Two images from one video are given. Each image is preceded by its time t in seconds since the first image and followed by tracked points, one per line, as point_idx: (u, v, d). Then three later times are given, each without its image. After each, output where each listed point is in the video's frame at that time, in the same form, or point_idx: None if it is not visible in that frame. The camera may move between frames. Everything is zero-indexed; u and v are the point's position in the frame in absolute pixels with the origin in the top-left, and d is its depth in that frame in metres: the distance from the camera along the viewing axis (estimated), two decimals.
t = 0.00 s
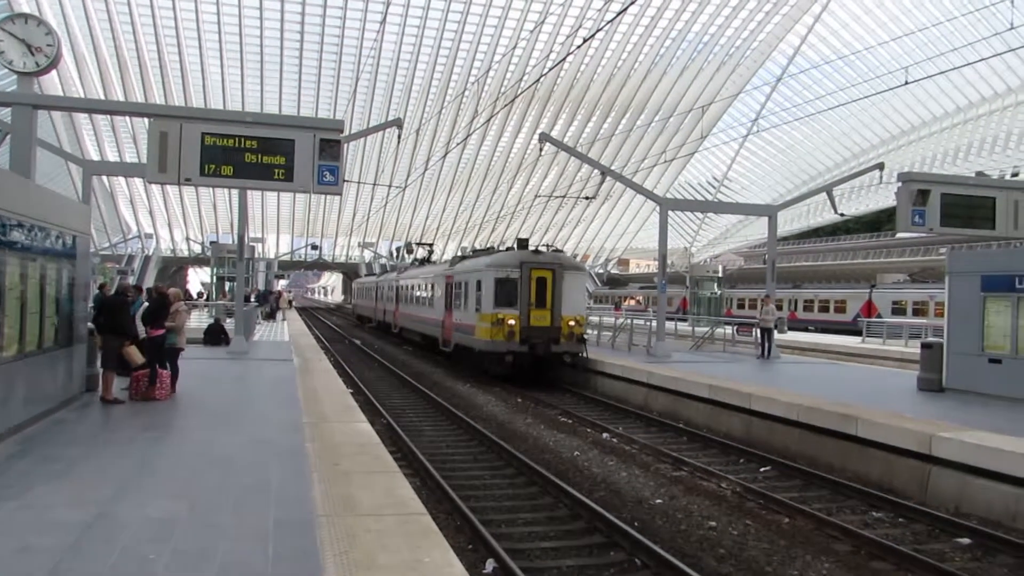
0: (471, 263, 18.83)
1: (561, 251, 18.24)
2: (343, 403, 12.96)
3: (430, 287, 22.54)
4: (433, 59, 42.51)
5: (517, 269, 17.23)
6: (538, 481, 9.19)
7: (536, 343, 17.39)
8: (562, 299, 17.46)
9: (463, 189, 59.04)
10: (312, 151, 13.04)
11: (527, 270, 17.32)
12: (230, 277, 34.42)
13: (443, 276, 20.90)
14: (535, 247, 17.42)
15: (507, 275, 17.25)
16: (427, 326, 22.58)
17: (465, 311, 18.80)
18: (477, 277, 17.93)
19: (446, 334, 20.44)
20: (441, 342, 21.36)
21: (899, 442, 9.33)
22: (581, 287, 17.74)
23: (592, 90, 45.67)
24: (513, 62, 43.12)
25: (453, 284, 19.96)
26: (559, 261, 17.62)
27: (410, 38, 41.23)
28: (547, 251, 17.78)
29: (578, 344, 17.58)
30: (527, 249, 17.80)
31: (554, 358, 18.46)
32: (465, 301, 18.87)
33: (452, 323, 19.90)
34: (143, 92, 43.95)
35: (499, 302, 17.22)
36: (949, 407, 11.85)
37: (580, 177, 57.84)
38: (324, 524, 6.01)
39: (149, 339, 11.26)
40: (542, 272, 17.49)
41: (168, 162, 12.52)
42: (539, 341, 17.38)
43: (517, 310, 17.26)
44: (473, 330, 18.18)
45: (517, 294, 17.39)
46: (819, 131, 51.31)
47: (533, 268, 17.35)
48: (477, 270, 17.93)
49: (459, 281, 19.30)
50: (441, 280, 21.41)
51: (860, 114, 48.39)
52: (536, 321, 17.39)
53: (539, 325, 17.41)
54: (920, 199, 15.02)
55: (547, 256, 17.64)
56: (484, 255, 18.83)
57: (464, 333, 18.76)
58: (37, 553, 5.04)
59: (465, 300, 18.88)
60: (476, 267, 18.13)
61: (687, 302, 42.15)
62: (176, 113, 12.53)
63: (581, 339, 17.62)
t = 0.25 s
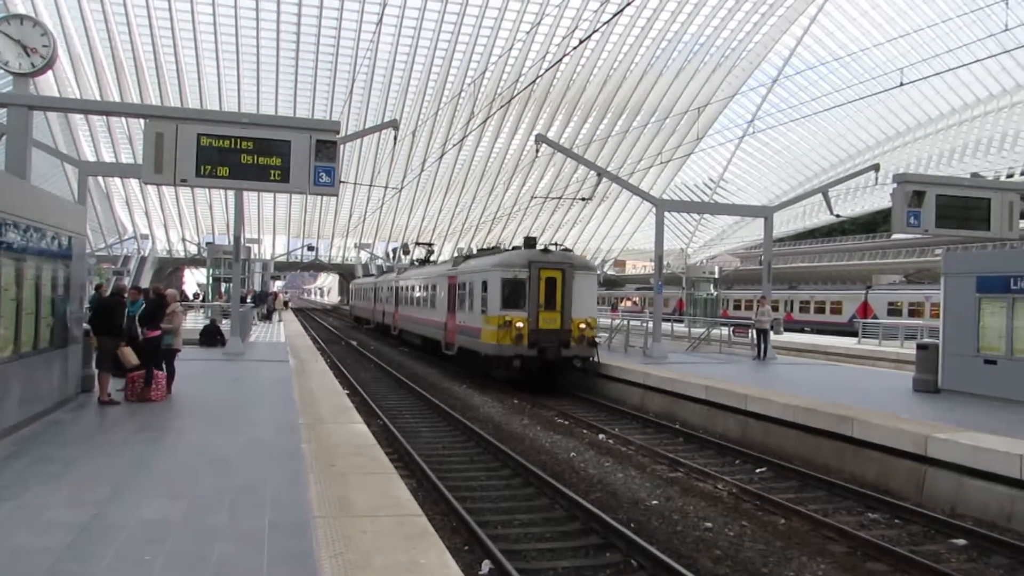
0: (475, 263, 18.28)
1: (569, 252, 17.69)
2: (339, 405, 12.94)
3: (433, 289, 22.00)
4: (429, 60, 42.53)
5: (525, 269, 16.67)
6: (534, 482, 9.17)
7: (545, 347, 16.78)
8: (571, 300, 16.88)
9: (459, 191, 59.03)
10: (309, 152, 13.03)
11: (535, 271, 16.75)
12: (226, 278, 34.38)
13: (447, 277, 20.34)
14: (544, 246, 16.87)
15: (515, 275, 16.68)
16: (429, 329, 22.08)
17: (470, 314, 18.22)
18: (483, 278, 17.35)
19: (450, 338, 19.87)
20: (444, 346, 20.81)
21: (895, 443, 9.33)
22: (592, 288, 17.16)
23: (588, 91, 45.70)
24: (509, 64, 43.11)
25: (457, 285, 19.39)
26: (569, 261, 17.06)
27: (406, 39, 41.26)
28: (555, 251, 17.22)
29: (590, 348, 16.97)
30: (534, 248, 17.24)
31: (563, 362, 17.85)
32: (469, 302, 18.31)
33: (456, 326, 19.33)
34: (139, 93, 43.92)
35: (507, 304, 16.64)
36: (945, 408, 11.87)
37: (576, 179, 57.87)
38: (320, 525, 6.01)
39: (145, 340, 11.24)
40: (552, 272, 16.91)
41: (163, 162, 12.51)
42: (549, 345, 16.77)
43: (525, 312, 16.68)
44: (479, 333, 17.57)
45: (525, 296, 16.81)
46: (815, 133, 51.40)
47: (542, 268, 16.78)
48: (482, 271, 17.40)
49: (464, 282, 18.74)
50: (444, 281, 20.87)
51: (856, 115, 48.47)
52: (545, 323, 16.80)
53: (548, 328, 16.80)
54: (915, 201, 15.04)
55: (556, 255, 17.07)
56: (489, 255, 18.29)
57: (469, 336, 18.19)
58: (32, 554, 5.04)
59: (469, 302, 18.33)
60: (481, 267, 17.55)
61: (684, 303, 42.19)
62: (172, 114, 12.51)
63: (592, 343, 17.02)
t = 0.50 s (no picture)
0: (482, 262, 17.64)
1: (580, 249, 17.03)
2: (336, 406, 12.92)
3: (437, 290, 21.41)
4: (426, 62, 42.52)
5: (535, 269, 16.03)
6: (531, 484, 9.17)
7: (556, 351, 16.16)
8: (584, 302, 16.23)
9: (456, 192, 59.02)
10: (305, 153, 13.01)
11: (546, 271, 16.11)
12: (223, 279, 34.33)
13: (452, 277, 19.71)
14: (555, 245, 16.21)
15: (524, 276, 16.05)
16: (433, 330, 21.52)
17: (476, 315, 17.61)
18: (490, 277, 16.72)
19: (456, 340, 19.27)
20: (448, 348, 20.22)
21: (892, 444, 9.34)
22: (604, 289, 16.52)
23: (585, 92, 45.72)
24: (506, 65, 43.09)
25: (463, 285, 18.75)
26: (581, 260, 16.39)
27: (403, 40, 41.26)
28: (567, 249, 16.56)
29: (602, 351, 16.36)
30: (545, 247, 16.59)
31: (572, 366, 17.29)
32: (476, 304, 17.70)
33: (461, 328, 18.72)
34: (135, 94, 43.86)
35: (516, 305, 16.02)
36: (941, 408, 11.89)
37: (573, 180, 57.89)
38: (317, 526, 6.01)
39: (142, 342, 11.23)
40: (563, 272, 16.27)
41: (160, 164, 12.50)
42: (560, 348, 16.13)
43: (535, 314, 16.06)
44: (486, 335, 16.96)
45: (536, 297, 16.17)
46: (812, 134, 51.45)
47: (553, 268, 16.13)
48: (489, 270, 16.78)
49: (470, 282, 18.12)
50: (449, 281, 20.25)
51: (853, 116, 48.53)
52: (556, 326, 16.17)
53: (560, 331, 16.17)
54: (911, 202, 15.06)
55: (568, 254, 16.42)
56: (497, 254, 17.64)
57: (476, 338, 17.58)
58: (28, 555, 5.04)
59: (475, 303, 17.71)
60: (488, 266, 16.89)
61: (680, 304, 42.23)
62: (169, 116, 12.50)
63: (604, 347, 16.40)
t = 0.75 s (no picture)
0: (491, 261, 16.91)
1: (594, 249, 16.32)
2: (334, 407, 12.92)
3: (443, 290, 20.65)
4: (423, 63, 42.56)
5: (547, 268, 15.31)
6: (529, 485, 9.18)
7: (570, 355, 15.40)
8: (598, 303, 15.48)
9: (454, 193, 59.04)
10: (303, 155, 13.03)
11: (559, 270, 15.39)
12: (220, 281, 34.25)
13: (459, 277, 18.97)
14: (568, 244, 15.51)
15: (536, 275, 15.33)
16: (438, 333, 20.79)
17: (485, 318, 16.86)
18: (499, 277, 15.99)
19: (463, 343, 18.48)
20: (455, 351, 19.47)
21: (890, 446, 9.35)
22: (620, 290, 15.78)
23: (583, 93, 45.75)
24: (503, 66, 43.09)
25: (471, 285, 18.00)
26: (596, 260, 15.67)
27: (401, 42, 41.31)
28: (581, 248, 15.85)
29: (618, 356, 15.58)
30: (557, 245, 15.87)
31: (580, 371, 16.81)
32: (484, 305, 16.94)
33: (469, 331, 17.97)
34: (133, 96, 43.87)
35: (527, 307, 15.29)
36: (938, 410, 11.90)
37: (570, 181, 57.93)
38: (315, 528, 6.01)
39: (140, 344, 11.24)
40: (576, 272, 15.55)
41: (158, 166, 12.51)
42: (574, 352, 15.38)
43: (548, 316, 15.33)
44: (495, 340, 16.21)
45: (548, 298, 15.44)
46: (809, 135, 51.53)
47: (565, 268, 15.42)
48: (499, 270, 16.04)
49: (478, 282, 17.37)
50: (454, 281, 19.52)
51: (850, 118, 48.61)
52: (570, 329, 15.41)
53: (574, 334, 15.42)
54: (908, 203, 15.10)
55: (582, 253, 15.70)
56: (506, 253, 16.93)
57: (484, 342, 16.82)
58: (25, 557, 5.04)
59: (483, 304, 16.97)
60: (498, 266, 16.19)
61: (678, 305, 42.27)
62: (166, 117, 12.51)
63: (621, 351, 15.62)
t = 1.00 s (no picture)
0: (501, 260, 16.19)
1: (610, 247, 15.65)
2: (333, 408, 12.92)
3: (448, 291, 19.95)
4: (422, 64, 42.55)
5: (563, 267, 14.63)
6: (528, 485, 9.18)
7: (586, 359, 14.72)
8: (616, 304, 14.80)
9: (452, 193, 59.08)
10: (302, 155, 13.03)
11: (575, 269, 14.70)
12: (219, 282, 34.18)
13: (466, 277, 18.25)
14: (584, 241, 14.83)
15: (550, 275, 14.64)
16: (444, 334, 20.15)
17: (494, 320, 16.16)
18: (511, 277, 15.28)
19: (471, 345, 17.77)
20: (462, 354, 18.77)
21: (888, 445, 9.36)
22: (637, 291, 15.13)
23: (581, 94, 45.80)
24: (501, 67, 43.10)
25: (479, 284, 17.28)
26: (613, 259, 15.00)
27: (399, 43, 41.30)
28: (597, 246, 15.17)
29: (636, 360, 14.92)
30: (572, 244, 15.18)
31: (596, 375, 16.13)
32: (494, 306, 16.24)
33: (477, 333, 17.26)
34: (131, 97, 43.81)
35: (542, 308, 14.60)
36: (936, 409, 11.91)
37: (569, 181, 57.91)
38: (314, 528, 6.01)
39: (139, 345, 11.23)
40: (592, 271, 14.87)
41: (156, 166, 12.50)
42: (590, 355, 14.69)
43: (563, 318, 14.64)
44: (505, 342, 15.50)
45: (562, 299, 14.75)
46: (807, 136, 51.56)
47: (581, 267, 14.74)
48: (510, 269, 15.34)
49: (487, 282, 16.66)
50: (461, 281, 18.84)
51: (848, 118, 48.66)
52: (586, 331, 14.72)
53: (590, 336, 14.73)
54: (906, 203, 15.11)
55: (598, 252, 15.04)
56: (516, 251, 16.21)
57: (494, 345, 16.13)
58: (24, 558, 5.04)
59: (493, 304, 16.26)
60: (508, 265, 15.47)
61: (676, 306, 42.36)
62: (165, 118, 12.51)
63: (639, 354, 14.96)
